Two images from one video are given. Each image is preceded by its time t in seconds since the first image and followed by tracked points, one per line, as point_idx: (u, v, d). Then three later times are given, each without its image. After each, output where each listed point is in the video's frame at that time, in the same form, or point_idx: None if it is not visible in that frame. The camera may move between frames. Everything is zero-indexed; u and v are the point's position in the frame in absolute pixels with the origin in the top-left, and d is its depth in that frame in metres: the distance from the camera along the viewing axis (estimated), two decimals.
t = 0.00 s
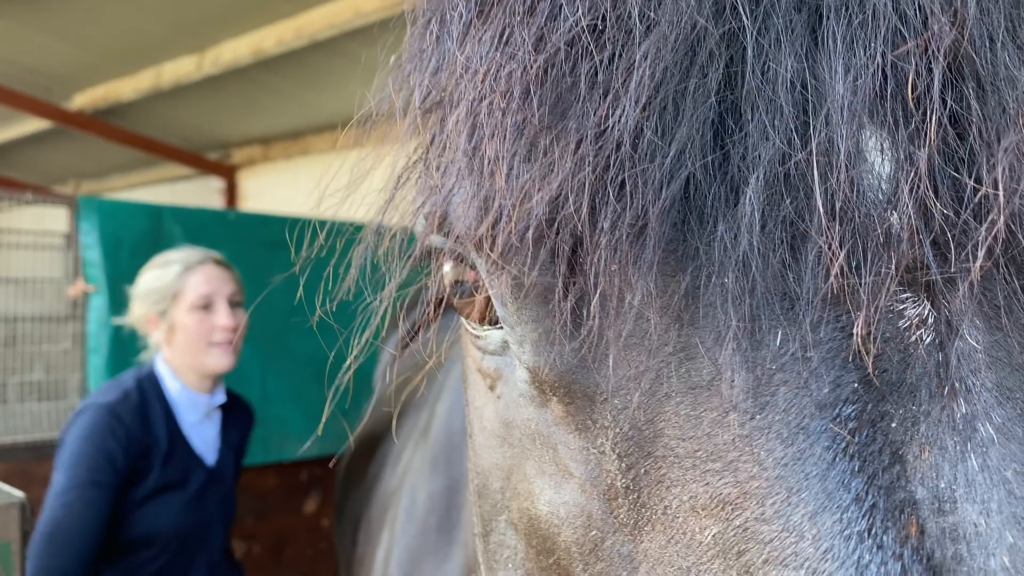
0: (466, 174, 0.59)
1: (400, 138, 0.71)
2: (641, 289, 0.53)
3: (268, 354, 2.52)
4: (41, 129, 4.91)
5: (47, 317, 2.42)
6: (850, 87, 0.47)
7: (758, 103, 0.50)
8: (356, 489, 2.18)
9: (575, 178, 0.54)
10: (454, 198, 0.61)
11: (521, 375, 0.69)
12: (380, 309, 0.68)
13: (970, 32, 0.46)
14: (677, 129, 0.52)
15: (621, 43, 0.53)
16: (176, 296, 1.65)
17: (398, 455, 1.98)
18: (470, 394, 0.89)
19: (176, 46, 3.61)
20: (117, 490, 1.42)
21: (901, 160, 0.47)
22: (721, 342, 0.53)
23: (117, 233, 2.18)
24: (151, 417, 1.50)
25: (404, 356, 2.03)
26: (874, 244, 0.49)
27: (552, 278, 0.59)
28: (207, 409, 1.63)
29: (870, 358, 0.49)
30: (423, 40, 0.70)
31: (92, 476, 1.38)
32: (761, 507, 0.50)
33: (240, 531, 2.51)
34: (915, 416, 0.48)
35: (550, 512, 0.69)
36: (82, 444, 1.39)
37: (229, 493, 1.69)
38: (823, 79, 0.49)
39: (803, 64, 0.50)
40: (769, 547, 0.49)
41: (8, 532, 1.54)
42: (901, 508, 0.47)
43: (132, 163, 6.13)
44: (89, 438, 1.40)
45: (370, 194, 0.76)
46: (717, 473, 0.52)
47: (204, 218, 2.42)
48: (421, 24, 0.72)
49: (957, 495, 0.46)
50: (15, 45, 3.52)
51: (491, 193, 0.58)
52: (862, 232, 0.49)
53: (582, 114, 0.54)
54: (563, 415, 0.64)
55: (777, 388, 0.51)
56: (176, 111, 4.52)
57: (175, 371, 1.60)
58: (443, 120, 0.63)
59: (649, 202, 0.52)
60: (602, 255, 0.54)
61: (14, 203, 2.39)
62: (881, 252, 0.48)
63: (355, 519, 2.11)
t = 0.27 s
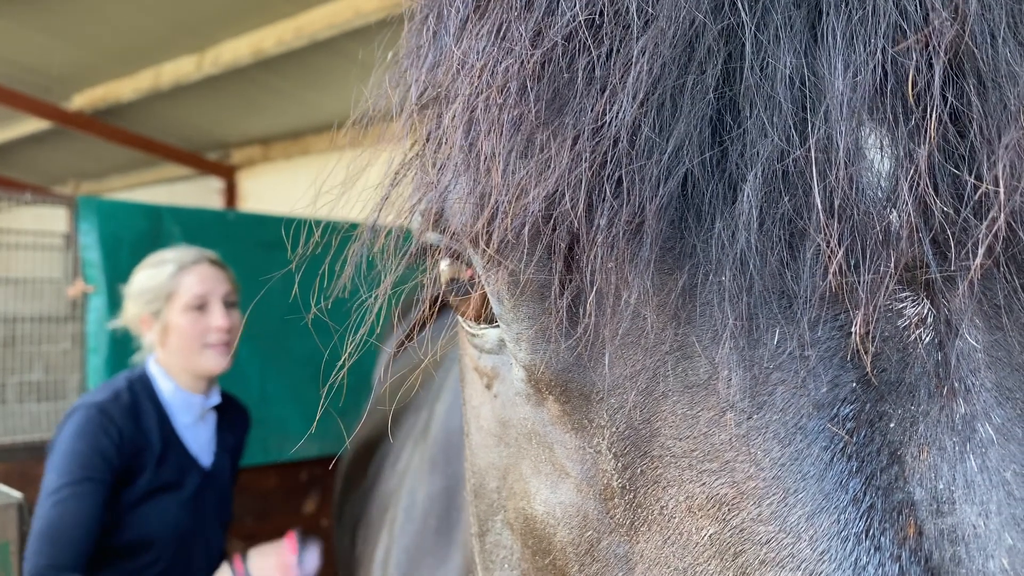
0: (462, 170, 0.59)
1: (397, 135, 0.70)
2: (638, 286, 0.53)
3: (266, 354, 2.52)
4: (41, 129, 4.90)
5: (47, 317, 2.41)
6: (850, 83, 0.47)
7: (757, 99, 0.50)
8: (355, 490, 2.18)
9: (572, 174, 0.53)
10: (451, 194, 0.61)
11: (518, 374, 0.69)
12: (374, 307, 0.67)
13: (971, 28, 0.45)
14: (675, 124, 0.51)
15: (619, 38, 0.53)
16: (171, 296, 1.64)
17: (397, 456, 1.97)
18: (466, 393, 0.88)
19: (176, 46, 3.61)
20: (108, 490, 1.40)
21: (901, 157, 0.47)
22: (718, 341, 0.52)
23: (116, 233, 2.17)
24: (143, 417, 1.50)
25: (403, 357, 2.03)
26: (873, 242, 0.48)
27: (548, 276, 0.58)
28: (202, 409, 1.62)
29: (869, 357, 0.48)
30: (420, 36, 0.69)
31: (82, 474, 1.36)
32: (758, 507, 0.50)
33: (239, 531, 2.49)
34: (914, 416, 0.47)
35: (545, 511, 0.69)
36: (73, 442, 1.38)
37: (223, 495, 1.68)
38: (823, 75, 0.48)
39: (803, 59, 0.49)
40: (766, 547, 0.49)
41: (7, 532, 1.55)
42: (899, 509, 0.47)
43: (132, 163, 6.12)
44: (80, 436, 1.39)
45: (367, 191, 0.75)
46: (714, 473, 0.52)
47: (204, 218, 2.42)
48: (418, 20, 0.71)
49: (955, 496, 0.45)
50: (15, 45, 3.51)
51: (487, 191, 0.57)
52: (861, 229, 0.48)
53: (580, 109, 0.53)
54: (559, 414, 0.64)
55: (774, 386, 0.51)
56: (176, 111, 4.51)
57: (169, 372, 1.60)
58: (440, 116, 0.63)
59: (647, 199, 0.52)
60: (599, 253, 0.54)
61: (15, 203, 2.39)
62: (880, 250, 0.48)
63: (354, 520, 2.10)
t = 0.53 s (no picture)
0: (462, 169, 0.59)
1: (396, 135, 0.70)
2: (637, 287, 0.53)
3: (265, 354, 2.51)
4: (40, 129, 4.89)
5: (46, 318, 2.41)
6: (850, 83, 0.46)
7: (758, 99, 0.50)
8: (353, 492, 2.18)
9: (571, 174, 0.53)
10: (450, 194, 0.61)
11: (517, 374, 0.68)
12: (374, 307, 0.67)
13: (974, 27, 0.43)
14: (675, 124, 0.51)
15: (619, 37, 0.53)
16: (167, 296, 1.63)
17: (396, 457, 1.97)
18: (466, 393, 0.88)
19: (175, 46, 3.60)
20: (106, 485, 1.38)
21: (901, 158, 0.46)
22: (718, 341, 0.52)
23: (116, 232, 2.17)
24: (138, 417, 1.49)
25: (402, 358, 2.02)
26: (873, 242, 0.48)
27: (547, 275, 0.58)
28: (197, 410, 1.63)
29: (869, 358, 0.48)
30: (419, 36, 0.69)
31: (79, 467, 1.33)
32: (758, 508, 0.49)
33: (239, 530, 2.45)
34: (915, 418, 0.47)
35: (545, 512, 0.68)
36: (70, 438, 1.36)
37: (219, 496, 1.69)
38: (823, 75, 0.48)
39: (803, 59, 0.49)
40: (766, 549, 0.49)
41: (6, 532, 1.54)
42: (900, 510, 0.46)
43: (132, 163, 6.11)
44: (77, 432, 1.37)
45: (365, 191, 0.75)
46: (714, 474, 0.52)
47: (203, 218, 2.42)
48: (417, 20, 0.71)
49: (956, 497, 0.45)
50: (15, 46, 3.51)
51: (486, 190, 0.57)
52: (861, 229, 0.48)
53: (580, 108, 0.53)
54: (558, 415, 0.64)
55: (774, 387, 0.50)
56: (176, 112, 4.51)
57: (165, 373, 1.59)
58: (439, 115, 0.63)
59: (646, 198, 0.52)
60: (598, 253, 0.54)
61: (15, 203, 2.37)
62: (880, 250, 0.48)
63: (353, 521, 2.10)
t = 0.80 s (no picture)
0: (460, 169, 0.58)
1: (394, 134, 0.69)
2: (638, 289, 0.52)
3: (264, 355, 2.50)
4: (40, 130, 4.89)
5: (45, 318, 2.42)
6: (855, 81, 0.44)
7: (760, 97, 0.48)
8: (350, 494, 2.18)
9: (571, 174, 0.52)
10: (448, 195, 0.60)
11: (516, 377, 0.68)
12: (371, 309, 0.65)
13: (983, 21, 0.40)
14: (676, 123, 0.50)
15: (620, 36, 0.52)
16: (156, 297, 1.60)
17: (394, 458, 1.97)
18: (464, 396, 0.87)
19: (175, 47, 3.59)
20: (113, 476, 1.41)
21: (906, 158, 0.43)
22: (721, 344, 0.51)
23: (115, 231, 2.16)
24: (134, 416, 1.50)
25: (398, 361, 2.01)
26: (877, 244, 0.46)
27: (547, 277, 0.57)
28: (190, 412, 1.62)
29: (875, 362, 0.47)
30: (417, 34, 0.68)
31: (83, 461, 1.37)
32: (761, 514, 0.49)
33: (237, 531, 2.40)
34: (921, 421, 0.46)
35: (544, 517, 0.68)
36: (70, 434, 1.39)
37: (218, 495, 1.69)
38: (827, 73, 0.46)
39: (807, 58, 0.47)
40: (770, 556, 0.48)
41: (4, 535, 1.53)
42: (906, 516, 0.45)
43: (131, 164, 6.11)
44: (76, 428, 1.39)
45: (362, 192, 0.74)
46: (716, 479, 0.51)
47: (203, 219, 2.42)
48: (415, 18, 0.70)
49: (964, 504, 0.44)
50: (15, 46, 3.50)
51: (485, 190, 0.57)
52: (867, 230, 0.46)
53: (580, 107, 0.52)
54: (558, 419, 0.63)
55: (778, 391, 0.50)
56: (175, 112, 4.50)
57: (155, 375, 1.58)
58: (437, 114, 0.62)
59: (648, 199, 0.51)
60: (600, 253, 0.53)
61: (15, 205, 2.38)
62: (885, 252, 0.45)
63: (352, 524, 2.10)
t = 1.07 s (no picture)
0: (463, 165, 0.58)
1: (395, 130, 0.68)
2: (647, 286, 0.51)
3: (263, 355, 2.49)
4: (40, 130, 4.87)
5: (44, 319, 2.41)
6: (867, 75, 0.42)
7: (769, 91, 0.46)
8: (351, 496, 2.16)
9: (576, 170, 0.51)
10: (451, 192, 0.59)
11: (519, 376, 0.67)
12: (373, 307, 0.65)
13: (996, 12, 0.38)
14: (684, 118, 0.48)
15: (626, 27, 0.50)
16: (145, 296, 1.61)
17: (394, 460, 1.96)
18: (466, 397, 0.86)
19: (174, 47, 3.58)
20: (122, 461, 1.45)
21: (921, 153, 0.42)
22: (730, 343, 0.50)
23: (114, 233, 2.14)
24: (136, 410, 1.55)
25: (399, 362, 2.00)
26: (892, 240, 0.44)
27: (552, 275, 0.57)
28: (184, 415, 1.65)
29: (891, 361, 0.45)
30: (417, 28, 0.67)
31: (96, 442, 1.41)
32: (773, 516, 0.48)
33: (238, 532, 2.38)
34: (936, 421, 0.45)
35: (549, 520, 0.67)
36: (79, 422, 1.43)
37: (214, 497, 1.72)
38: (839, 65, 0.44)
39: (816, 50, 0.45)
40: (782, 559, 0.48)
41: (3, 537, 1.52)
42: (922, 518, 0.44)
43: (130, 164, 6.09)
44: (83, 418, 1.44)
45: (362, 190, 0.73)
46: (726, 481, 0.50)
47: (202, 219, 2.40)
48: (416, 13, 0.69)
49: (980, 505, 0.43)
50: (14, 47, 3.50)
51: (490, 186, 0.56)
52: (882, 225, 0.44)
53: (586, 102, 0.51)
54: (563, 419, 0.62)
55: (789, 391, 0.48)
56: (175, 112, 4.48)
57: (148, 376, 1.60)
58: (439, 110, 0.61)
59: (655, 196, 0.49)
60: (606, 251, 0.52)
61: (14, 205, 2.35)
62: (899, 247, 0.44)
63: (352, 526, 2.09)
